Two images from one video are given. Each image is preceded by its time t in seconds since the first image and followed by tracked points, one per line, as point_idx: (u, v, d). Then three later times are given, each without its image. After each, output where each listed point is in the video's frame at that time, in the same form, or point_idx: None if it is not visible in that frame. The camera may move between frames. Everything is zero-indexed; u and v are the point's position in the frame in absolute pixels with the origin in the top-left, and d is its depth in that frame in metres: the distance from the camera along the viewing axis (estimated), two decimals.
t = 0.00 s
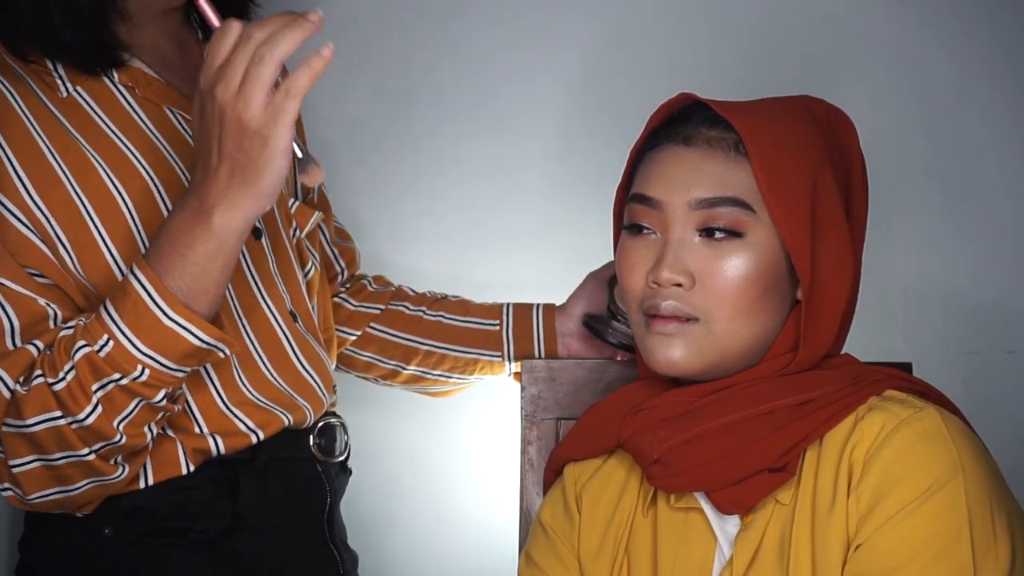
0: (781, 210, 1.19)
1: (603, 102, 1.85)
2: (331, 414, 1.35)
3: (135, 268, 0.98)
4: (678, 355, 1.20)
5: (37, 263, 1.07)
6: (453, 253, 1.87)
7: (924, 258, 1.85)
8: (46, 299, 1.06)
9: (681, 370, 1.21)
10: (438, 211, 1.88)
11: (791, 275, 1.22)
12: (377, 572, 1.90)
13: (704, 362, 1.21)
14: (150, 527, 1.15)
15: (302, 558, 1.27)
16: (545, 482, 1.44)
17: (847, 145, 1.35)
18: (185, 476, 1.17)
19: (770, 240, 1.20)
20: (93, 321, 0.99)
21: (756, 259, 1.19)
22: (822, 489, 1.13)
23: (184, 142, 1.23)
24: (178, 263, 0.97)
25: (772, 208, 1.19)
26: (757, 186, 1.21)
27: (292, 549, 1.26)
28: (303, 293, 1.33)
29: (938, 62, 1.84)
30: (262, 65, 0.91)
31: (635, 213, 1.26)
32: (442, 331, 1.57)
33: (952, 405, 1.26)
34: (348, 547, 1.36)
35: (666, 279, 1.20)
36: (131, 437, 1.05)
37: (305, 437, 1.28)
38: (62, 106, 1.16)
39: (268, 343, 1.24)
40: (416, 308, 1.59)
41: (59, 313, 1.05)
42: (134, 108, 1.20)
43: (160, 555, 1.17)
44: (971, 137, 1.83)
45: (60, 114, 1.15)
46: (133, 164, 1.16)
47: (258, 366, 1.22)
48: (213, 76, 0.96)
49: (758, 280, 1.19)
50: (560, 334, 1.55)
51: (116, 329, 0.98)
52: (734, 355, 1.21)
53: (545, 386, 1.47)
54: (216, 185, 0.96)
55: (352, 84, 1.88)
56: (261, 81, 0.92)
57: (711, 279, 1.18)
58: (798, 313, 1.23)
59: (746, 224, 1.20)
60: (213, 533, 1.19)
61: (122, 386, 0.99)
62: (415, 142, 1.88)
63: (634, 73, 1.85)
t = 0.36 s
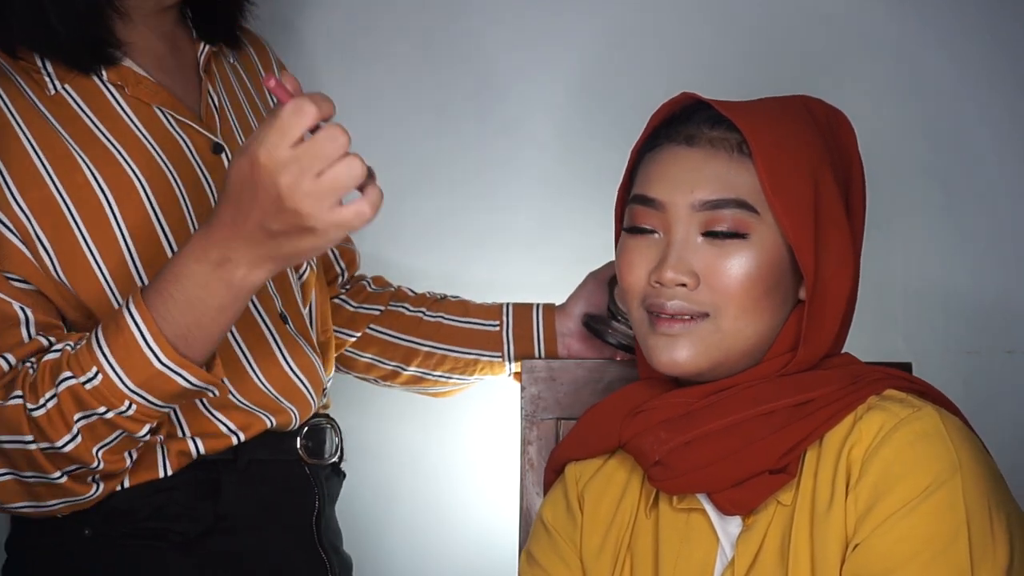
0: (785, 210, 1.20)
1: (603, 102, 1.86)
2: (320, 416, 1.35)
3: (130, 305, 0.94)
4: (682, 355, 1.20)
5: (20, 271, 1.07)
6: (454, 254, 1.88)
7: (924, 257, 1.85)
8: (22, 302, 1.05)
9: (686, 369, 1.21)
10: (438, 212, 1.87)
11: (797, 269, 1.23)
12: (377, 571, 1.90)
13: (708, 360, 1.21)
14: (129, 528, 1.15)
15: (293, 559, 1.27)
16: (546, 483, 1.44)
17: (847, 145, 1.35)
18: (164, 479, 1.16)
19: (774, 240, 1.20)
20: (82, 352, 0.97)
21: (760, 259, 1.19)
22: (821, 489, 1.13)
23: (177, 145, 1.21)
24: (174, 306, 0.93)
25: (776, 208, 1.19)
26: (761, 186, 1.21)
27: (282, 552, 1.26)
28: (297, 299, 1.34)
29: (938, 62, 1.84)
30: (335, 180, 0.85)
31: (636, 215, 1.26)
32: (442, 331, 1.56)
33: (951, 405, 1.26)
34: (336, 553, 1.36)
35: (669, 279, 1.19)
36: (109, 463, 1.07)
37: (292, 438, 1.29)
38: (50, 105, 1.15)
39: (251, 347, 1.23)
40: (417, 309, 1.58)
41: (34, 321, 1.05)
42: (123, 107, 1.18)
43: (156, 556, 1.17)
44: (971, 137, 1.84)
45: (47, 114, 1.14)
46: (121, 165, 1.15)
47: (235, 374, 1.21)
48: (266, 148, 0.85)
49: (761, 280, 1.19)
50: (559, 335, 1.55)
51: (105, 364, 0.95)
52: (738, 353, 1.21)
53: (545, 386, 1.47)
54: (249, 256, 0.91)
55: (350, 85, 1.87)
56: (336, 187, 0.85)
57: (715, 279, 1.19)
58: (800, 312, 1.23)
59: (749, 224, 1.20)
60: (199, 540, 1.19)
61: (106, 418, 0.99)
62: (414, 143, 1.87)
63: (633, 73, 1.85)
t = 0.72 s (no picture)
0: (782, 209, 1.20)
1: (604, 102, 1.86)
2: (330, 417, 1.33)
3: (229, 428, 0.93)
4: (679, 352, 1.20)
5: (28, 274, 1.02)
6: (454, 254, 1.88)
7: (924, 257, 1.85)
8: (30, 306, 0.99)
9: (685, 369, 1.20)
10: (438, 212, 1.88)
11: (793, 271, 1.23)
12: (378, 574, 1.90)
13: (706, 358, 1.20)
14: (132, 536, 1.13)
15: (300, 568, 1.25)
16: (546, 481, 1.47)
17: (847, 146, 1.35)
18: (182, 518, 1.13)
19: (770, 238, 1.21)
20: (162, 451, 0.93)
21: (759, 256, 1.20)
22: (820, 490, 1.14)
23: (180, 144, 1.14)
24: (266, 445, 0.92)
25: (774, 207, 1.20)
26: (758, 184, 1.21)
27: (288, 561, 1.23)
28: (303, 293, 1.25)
29: (938, 62, 1.85)
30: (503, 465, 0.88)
31: (635, 212, 1.27)
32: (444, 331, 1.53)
33: (951, 406, 1.27)
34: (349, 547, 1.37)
35: (666, 274, 1.20)
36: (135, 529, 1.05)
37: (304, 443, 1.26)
38: (50, 104, 1.09)
39: (262, 349, 1.15)
40: (418, 306, 1.54)
41: (44, 328, 0.99)
42: (128, 104, 1.13)
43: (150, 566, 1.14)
44: (971, 137, 1.84)
45: (52, 116, 1.09)
46: (124, 166, 1.09)
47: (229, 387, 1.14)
48: (439, 423, 0.82)
49: (758, 277, 1.19)
50: (559, 335, 1.56)
51: (178, 474, 0.93)
52: (736, 351, 1.21)
53: (545, 386, 1.54)
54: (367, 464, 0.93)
55: (350, 85, 1.87)
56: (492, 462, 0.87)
57: (712, 275, 1.19)
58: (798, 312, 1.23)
59: (746, 221, 1.20)
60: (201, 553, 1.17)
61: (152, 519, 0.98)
62: (415, 143, 1.88)
63: (634, 74, 1.85)
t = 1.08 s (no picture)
0: (776, 206, 1.20)
1: (604, 102, 1.86)
2: (355, 420, 1.29)
3: (318, 476, 1.06)
4: (675, 350, 1.19)
5: (82, 272, 1.04)
6: (455, 255, 1.88)
7: (924, 256, 1.85)
8: (83, 309, 1.03)
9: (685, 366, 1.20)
10: (438, 213, 1.88)
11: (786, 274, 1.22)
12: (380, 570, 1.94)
13: (701, 357, 1.20)
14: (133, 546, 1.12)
15: None
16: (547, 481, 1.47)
17: (852, 154, 1.34)
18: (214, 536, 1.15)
19: (766, 236, 1.20)
20: (246, 495, 1.04)
21: (754, 253, 1.19)
22: (827, 495, 1.13)
23: (211, 141, 1.17)
24: (357, 507, 1.05)
25: (767, 204, 1.20)
26: (753, 181, 1.21)
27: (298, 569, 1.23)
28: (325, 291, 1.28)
29: (938, 60, 1.84)
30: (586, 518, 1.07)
31: (634, 210, 1.27)
32: (445, 331, 1.54)
33: (956, 409, 1.26)
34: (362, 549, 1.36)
35: (661, 269, 1.20)
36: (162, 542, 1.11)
37: (327, 444, 1.24)
38: (89, 104, 1.11)
39: (290, 345, 1.19)
40: (420, 307, 1.55)
41: (99, 330, 1.02)
42: (160, 105, 1.15)
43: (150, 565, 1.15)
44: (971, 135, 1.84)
45: (92, 116, 1.11)
46: (161, 167, 1.13)
47: (261, 386, 1.16)
48: (552, 511, 1.00)
49: (754, 274, 1.19)
50: (562, 337, 1.56)
51: (258, 517, 1.05)
52: (732, 349, 1.20)
53: (545, 386, 1.53)
54: (442, 508, 1.03)
55: (351, 86, 1.88)
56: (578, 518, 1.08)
57: (708, 270, 1.19)
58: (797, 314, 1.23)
59: (742, 217, 1.20)
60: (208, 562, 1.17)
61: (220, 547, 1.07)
62: (416, 143, 1.88)
63: (635, 73, 1.85)
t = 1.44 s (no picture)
0: (786, 207, 1.19)
1: (603, 102, 1.86)
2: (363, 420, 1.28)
3: (342, 484, 1.05)
4: (682, 349, 1.18)
5: (107, 276, 1.03)
6: (454, 254, 1.87)
7: (925, 257, 1.84)
8: (107, 314, 1.01)
9: (687, 364, 1.19)
10: (438, 212, 1.87)
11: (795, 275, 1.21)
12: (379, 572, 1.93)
13: (707, 356, 1.19)
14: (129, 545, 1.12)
15: None
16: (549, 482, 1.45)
17: (859, 162, 1.33)
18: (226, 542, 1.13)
19: (775, 236, 1.19)
20: (270, 503, 1.04)
21: (764, 252, 1.19)
22: (838, 498, 1.12)
23: (230, 143, 1.16)
24: (381, 514, 1.05)
25: (777, 206, 1.19)
26: (764, 179, 1.21)
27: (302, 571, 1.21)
28: (337, 293, 1.29)
29: (939, 60, 1.83)
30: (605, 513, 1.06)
31: (643, 209, 1.26)
32: (446, 330, 1.53)
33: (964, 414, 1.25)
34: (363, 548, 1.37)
35: (670, 267, 1.19)
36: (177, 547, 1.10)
37: (339, 445, 1.22)
38: (112, 106, 1.10)
39: (303, 349, 1.19)
40: (423, 307, 1.55)
41: (123, 335, 1.01)
42: (182, 107, 1.14)
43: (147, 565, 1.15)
44: (971, 136, 1.83)
45: (115, 118, 1.09)
46: (183, 170, 1.12)
47: (280, 392, 1.15)
48: (575, 507, 0.99)
49: (763, 274, 1.18)
50: (564, 336, 1.55)
51: (281, 525, 1.04)
52: (740, 348, 1.19)
53: (545, 386, 1.52)
54: (466, 514, 1.02)
55: (349, 86, 1.87)
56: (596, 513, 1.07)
57: (717, 269, 1.18)
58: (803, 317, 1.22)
59: (751, 216, 1.19)
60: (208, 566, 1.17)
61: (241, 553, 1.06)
62: (416, 143, 1.87)
63: (634, 72, 1.85)
